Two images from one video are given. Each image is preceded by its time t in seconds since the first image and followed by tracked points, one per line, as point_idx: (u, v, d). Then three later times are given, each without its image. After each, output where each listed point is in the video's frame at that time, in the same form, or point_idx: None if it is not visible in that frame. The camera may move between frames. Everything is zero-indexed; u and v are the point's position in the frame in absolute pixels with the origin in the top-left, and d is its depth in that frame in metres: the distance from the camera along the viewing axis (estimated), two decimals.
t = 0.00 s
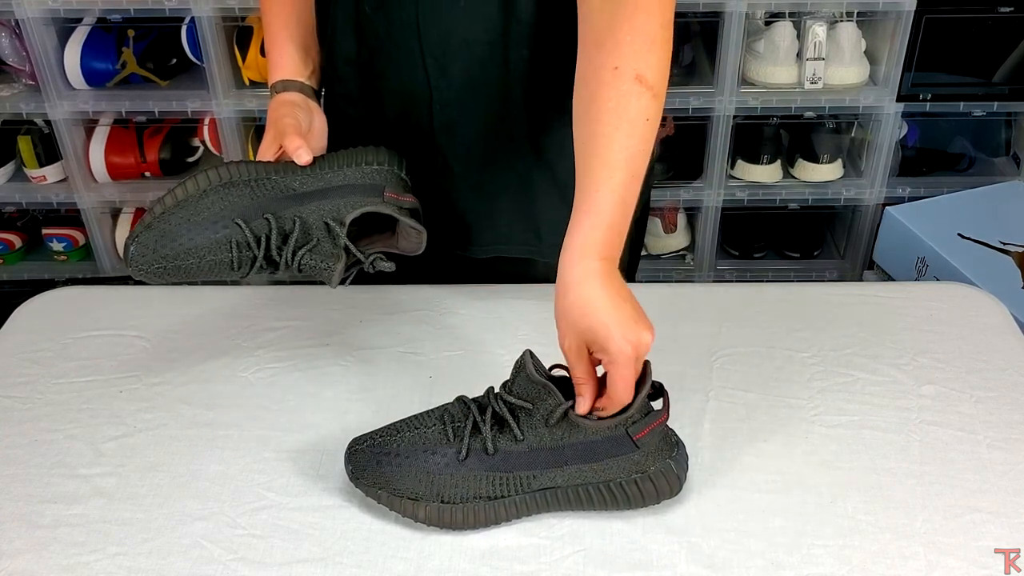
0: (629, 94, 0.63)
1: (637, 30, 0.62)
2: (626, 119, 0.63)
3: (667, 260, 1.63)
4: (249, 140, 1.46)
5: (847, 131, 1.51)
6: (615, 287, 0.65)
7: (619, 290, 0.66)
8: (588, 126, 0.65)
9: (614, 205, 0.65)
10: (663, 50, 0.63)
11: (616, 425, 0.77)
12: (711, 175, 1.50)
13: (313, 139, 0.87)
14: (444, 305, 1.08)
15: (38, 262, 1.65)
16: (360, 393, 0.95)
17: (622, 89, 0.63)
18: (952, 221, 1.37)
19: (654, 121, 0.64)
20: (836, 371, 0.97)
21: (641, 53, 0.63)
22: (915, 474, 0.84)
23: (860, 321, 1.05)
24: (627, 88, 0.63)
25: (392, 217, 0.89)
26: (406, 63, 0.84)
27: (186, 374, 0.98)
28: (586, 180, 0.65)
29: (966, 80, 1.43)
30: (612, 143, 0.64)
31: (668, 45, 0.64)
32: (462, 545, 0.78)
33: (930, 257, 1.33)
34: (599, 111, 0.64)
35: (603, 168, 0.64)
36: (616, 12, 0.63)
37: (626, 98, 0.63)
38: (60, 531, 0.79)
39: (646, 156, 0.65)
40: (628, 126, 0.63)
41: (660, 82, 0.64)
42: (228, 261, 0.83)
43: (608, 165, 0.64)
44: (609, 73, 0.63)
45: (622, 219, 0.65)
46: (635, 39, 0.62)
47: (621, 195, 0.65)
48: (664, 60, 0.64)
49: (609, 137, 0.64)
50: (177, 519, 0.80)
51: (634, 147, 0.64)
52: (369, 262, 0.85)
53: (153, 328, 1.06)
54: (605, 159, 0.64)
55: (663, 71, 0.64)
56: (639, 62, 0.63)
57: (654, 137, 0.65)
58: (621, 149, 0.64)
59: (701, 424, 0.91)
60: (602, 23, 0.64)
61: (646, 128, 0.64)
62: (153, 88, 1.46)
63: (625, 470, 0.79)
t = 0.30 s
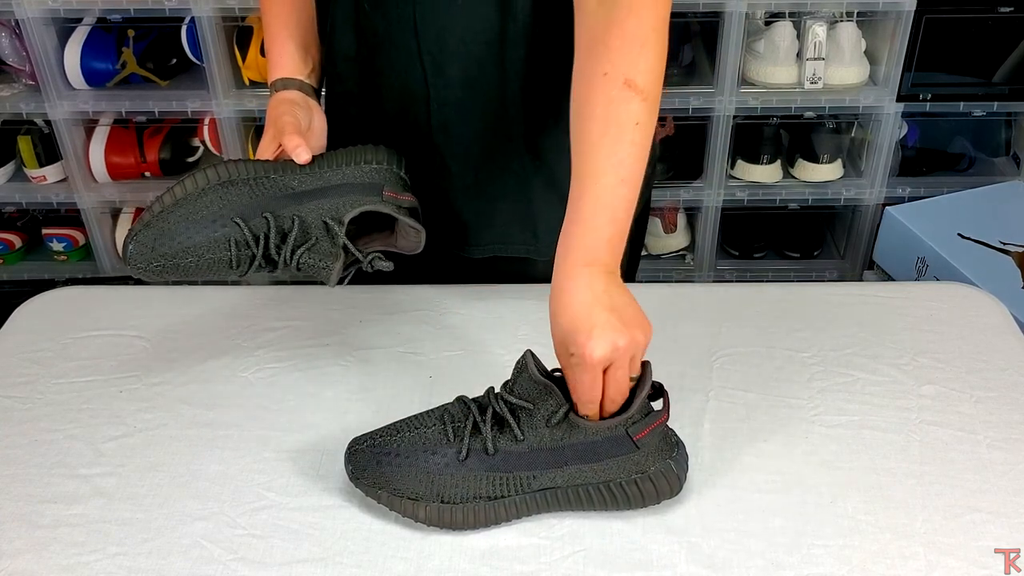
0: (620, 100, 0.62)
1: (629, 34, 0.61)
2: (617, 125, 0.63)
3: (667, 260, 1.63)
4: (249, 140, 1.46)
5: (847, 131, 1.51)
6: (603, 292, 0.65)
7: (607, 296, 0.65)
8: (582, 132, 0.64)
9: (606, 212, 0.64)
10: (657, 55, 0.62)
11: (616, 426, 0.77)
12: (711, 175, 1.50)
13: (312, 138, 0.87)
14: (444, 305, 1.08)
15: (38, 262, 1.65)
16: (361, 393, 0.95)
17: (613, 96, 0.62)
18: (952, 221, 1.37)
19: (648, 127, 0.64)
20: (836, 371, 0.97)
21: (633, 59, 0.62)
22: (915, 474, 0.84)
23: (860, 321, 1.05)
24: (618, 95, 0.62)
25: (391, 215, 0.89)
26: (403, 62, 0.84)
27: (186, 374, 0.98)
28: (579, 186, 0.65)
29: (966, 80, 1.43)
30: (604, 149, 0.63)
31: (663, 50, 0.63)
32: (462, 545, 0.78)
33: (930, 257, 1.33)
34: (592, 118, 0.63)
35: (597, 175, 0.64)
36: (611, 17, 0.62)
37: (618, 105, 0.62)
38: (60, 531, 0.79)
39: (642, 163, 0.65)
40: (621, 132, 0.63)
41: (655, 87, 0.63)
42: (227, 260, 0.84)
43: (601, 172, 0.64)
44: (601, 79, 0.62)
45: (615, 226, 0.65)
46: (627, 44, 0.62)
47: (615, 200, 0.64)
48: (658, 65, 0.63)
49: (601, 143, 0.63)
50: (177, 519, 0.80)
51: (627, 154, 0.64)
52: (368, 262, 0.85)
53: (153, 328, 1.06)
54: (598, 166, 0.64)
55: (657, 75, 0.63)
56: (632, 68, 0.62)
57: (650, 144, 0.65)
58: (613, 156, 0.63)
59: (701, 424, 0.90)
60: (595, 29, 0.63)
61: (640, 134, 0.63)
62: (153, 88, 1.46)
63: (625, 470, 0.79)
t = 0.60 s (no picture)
0: (615, 112, 0.61)
1: (622, 45, 0.60)
2: (611, 137, 0.61)
3: (667, 259, 1.63)
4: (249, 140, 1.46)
5: (847, 131, 1.51)
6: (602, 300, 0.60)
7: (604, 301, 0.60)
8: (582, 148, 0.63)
9: (610, 226, 0.61)
10: (654, 67, 0.61)
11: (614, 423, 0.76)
12: (711, 175, 1.50)
13: (315, 138, 0.87)
14: (444, 305, 1.08)
15: (38, 262, 1.65)
16: (361, 393, 0.95)
17: (607, 108, 0.61)
18: (952, 221, 1.37)
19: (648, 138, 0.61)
20: (836, 371, 0.97)
21: (627, 69, 0.60)
22: (915, 474, 0.84)
23: (860, 321, 1.05)
24: (612, 106, 0.61)
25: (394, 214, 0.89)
26: (401, 63, 0.84)
27: (186, 374, 0.98)
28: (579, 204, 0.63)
29: (966, 80, 1.43)
30: (602, 163, 0.61)
31: (659, 62, 0.61)
32: (462, 545, 0.78)
33: (930, 257, 1.33)
34: (587, 132, 0.62)
35: (596, 188, 0.61)
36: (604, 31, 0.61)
37: (612, 116, 0.61)
38: (60, 531, 0.79)
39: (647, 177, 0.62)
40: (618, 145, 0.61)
41: (653, 99, 0.61)
42: (231, 259, 0.84)
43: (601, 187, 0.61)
44: (594, 92, 0.61)
45: (621, 242, 0.61)
46: (620, 56, 0.60)
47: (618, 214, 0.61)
48: (654, 77, 0.61)
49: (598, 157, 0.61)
50: (177, 519, 0.80)
51: (630, 166, 0.61)
52: (371, 261, 0.87)
53: (153, 328, 1.06)
54: (597, 180, 0.61)
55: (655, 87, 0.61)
56: (626, 78, 0.60)
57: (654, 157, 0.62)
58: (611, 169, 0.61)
59: (701, 425, 0.90)
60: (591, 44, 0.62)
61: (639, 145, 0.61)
62: (153, 88, 1.46)
63: (624, 469, 0.79)
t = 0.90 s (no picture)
0: (633, 123, 0.60)
1: (640, 54, 0.60)
2: (630, 148, 0.61)
3: (667, 259, 1.63)
4: (249, 140, 1.46)
5: (847, 132, 1.52)
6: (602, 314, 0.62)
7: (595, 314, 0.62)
8: (602, 159, 0.63)
9: (632, 235, 0.61)
10: (674, 76, 0.60)
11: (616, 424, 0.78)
12: (711, 175, 1.50)
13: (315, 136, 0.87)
14: (444, 305, 1.08)
15: (38, 262, 1.65)
16: (361, 393, 0.95)
17: (624, 120, 0.61)
18: (952, 221, 1.37)
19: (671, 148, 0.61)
20: (837, 371, 0.97)
21: (646, 80, 0.60)
22: (915, 474, 0.84)
23: (860, 321, 1.05)
24: (628, 118, 0.60)
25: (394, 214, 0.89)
26: (402, 65, 0.84)
27: (186, 374, 0.98)
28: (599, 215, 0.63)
29: (966, 80, 1.43)
30: (621, 174, 0.61)
31: (679, 70, 0.61)
32: (461, 544, 0.78)
33: (930, 257, 1.33)
34: (607, 144, 0.62)
35: (617, 201, 0.61)
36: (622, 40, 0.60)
37: (631, 128, 0.61)
38: (60, 531, 0.79)
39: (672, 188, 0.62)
40: (639, 156, 0.61)
41: (674, 108, 0.61)
42: (231, 258, 0.84)
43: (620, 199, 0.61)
44: (612, 104, 0.61)
45: (645, 253, 0.61)
46: (637, 66, 0.60)
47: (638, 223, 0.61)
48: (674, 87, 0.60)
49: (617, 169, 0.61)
50: (177, 519, 0.80)
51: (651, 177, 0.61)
52: (371, 262, 0.86)
53: (153, 328, 1.06)
54: (617, 191, 0.61)
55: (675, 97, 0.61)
56: (643, 89, 0.60)
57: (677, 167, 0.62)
58: (629, 181, 0.61)
59: (701, 424, 0.91)
60: (608, 54, 0.62)
61: (657, 156, 0.61)
62: (153, 88, 1.46)
63: (625, 469, 0.79)
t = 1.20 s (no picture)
0: (643, 129, 0.60)
1: (651, 60, 0.59)
2: (639, 155, 0.60)
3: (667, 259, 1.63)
4: (249, 140, 1.46)
5: (847, 131, 1.52)
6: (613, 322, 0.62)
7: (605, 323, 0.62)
8: (612, 166, 0.62)
9: (643, 242, 0.61)
10: (685, 81, 0.60)
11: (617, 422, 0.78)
12: (711, 175, 1.50)
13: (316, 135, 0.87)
14: (444, 305, 1.08)
15: (38, 262, 1.65)
16: (361, 392, 0.95)
17: (634, 126, 0.60)
18: (952, 221, 1.37)
19: (681, 154, 0.61)
20: (837, 371, 0.97)
21: (656, 86, 0.59)
22: (915, 474, 0.84)
23: (860, 321, 1.05)
24: (638, 124, 0.60)
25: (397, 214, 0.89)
26: (405, 65, 0.84)
27: (186, 375, 0.98)
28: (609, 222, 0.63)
29: (966, 80, 1.43)
30: (631, 181, 0.61)
31: (689, 73, 0.60)
32: (462, 546, 0.78)
33: (930, 257, 1.33)
34: (617, 150, 0.61)
35: (627, 207, 0.61)
36: (633, 45, 0.60)
37: (639, 133, 0.60)
38: (60, 531, 0.79)
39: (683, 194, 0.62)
40: (648, 163, 0.60)
41: (684, 114, 0.60)
42: (234, 257, 0.83)
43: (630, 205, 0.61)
44: (622, 110, 0.61)
45: (654, 260, 0.61)
46: (648, 71, 0.59)
47: (648, 230, 0.61)
48: (682, 88, 0.60)
49: (627, 176, 0.61)
50: (177, 519, 0.80)
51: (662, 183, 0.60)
52: (375, 260, 0.87)
53: (153, 328, 1.06)
54: (628, 198, 0.61)
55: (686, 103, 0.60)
56: (654, 95, 0.59)
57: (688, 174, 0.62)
58: (639, 188, 0.61)
59: (701, 424, 0.90)
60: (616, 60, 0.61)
61: (668, 163, 0.60)
62: (153, 88, 1.46)
63: (627, 466, 0.79)
